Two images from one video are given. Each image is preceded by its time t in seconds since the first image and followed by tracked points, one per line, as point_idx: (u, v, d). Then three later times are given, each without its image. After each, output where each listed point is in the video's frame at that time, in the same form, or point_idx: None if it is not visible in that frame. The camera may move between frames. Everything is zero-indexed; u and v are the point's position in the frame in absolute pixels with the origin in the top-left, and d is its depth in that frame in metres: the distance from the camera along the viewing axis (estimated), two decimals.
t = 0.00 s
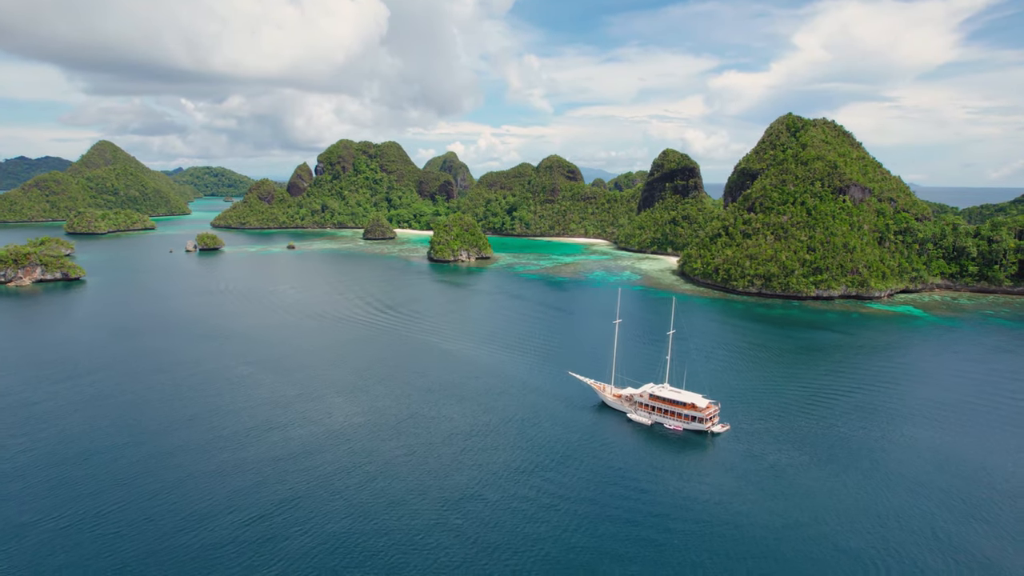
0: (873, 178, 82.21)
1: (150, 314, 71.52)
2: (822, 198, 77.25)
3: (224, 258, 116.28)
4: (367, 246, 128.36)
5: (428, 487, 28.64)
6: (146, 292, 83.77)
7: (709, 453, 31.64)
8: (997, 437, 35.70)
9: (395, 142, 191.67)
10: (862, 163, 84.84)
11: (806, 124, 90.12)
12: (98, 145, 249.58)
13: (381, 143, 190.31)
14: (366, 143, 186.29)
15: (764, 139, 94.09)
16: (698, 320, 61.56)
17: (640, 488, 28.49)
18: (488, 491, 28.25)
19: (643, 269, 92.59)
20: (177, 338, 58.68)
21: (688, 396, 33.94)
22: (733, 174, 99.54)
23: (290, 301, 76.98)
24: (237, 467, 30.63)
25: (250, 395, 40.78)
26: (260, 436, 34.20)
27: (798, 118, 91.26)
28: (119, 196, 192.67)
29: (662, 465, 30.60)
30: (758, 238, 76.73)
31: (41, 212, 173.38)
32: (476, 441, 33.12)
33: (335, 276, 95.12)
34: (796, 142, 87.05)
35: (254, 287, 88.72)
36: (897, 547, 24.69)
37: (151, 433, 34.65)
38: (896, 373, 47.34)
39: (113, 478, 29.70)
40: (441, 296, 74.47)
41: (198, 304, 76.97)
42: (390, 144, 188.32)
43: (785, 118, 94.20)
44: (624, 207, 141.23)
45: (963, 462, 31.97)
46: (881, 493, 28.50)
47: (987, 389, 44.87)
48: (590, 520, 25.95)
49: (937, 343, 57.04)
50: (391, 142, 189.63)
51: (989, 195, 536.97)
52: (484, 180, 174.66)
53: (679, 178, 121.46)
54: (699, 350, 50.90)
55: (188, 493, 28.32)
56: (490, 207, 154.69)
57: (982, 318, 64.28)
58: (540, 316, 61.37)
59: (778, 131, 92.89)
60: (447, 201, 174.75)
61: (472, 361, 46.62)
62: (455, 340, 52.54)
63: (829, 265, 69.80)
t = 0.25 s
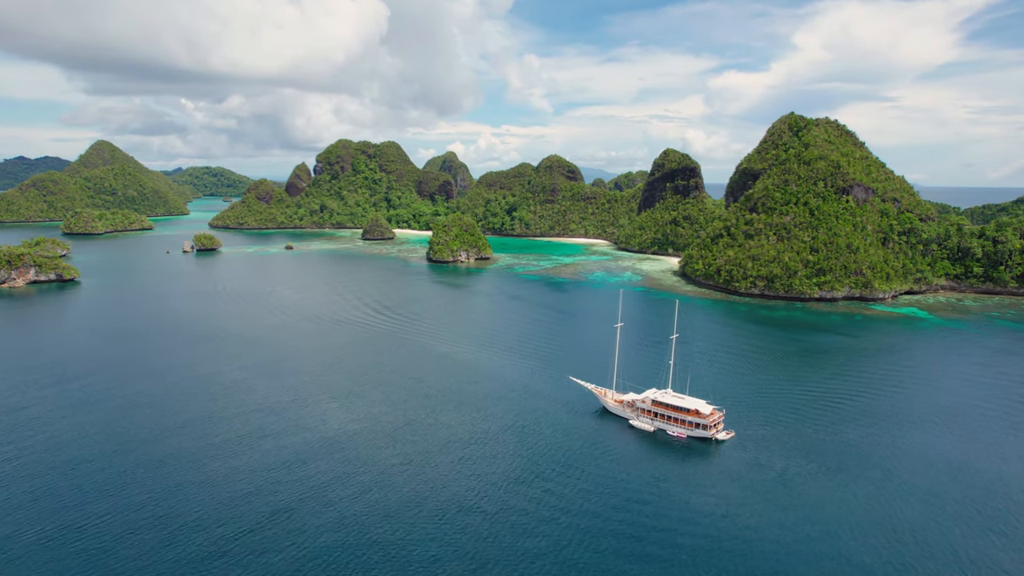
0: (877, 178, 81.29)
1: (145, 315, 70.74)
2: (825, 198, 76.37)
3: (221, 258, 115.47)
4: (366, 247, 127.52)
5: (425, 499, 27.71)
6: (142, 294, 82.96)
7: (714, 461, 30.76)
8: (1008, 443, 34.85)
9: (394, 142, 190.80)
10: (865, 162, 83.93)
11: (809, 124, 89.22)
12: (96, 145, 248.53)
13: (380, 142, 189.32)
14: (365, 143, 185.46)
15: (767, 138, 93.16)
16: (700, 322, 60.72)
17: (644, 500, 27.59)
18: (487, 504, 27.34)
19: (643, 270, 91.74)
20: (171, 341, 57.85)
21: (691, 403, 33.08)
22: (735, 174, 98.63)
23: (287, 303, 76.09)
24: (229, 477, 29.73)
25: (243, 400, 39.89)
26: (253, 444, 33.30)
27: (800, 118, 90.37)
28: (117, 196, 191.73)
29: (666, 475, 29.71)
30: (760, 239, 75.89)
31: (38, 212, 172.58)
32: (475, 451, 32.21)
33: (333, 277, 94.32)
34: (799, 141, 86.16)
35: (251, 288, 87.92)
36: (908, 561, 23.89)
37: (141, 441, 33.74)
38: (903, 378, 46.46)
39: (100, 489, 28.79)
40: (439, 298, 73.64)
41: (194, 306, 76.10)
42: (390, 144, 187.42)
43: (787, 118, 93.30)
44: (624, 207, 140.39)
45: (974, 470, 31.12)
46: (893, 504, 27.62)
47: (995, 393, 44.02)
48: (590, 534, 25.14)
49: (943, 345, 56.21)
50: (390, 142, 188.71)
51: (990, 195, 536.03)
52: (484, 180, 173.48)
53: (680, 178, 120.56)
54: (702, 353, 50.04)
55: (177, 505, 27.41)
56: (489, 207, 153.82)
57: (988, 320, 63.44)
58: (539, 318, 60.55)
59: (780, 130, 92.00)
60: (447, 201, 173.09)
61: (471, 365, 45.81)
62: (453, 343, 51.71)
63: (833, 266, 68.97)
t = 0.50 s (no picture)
0: (880, 178, 80.36)
1: (139, 317, 69.90)
2: (828, 198, 75.44)
3: (219, 259, 114.65)
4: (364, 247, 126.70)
5: (420, 510, 26.87)
6: (137, 295, 82.19)
7: (718, 470, 29.83)
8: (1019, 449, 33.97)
9: (393, 141, 189.86)
10: (869, 162, 83.00)
11: (811, 123, 88.32)
12: (95, 145, 247.37)
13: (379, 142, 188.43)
14: (364, 143, 184.63)
15: (769, 138, 92.27)
16: (701, 324, 59.86)
17: (646, 512, 26.63)
18: (485, 515, 26.41)
19: (644, 271, 90.87)
20: (164, 343, 56.96)
21: (695, 409, 32.16)
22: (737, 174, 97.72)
23: (283, 304, 75.18)
24: (217, 487, 28.76)
25: (235, 405, 38.99)
26: (244, 451, 32.39)
27: (802, 117, 89.48)
28: (115, 196, 190.67)
29: (669, 484, 28.81)
30: (762, 239, 75.01)
31: (35, 212, 171.65)
32: (472, 459, 31.25)
33: (330, 278, 93.51)
34: (801, 141, 85.26)
35: (248, 289, 87.09)
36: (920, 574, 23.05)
37: (128, 447, 32.83)
38: (909, 381, 45.59)
39: (84, 500, 27.91)
40: (438, 299, 72.78)
41: (189, 307, 75.20)
42: (389, 143, 186.54)
43: (789, 117, 92.40)
44: (624, 207, 139.53)
45: (986, 478, 30.22)
46: (905, 515, 26.69)
47: (1004, 397, 43.16)
48: (590, 547, 24.30)
49: (949, 347, 55.34)
50: (389, 141, 187.83)
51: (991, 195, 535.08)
52: (483, 181, 172.38)
53: (681, 178, 119.58)
54: (704, 356, 49.12)
55: (163, 516, 26.46)
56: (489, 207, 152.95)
57: (994, 322, 62.55)
58: (539, 320, 59.68)
59: (782, 130, 91.11)
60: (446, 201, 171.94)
61: (468, 369, 44.95)
62: (451, 346, 50.86)
63: (836, 267, 68.11)
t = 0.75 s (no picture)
0: (884, 177, 79.47)
1: (134, 319, 69.12)
2: (831, 198, 74.58)
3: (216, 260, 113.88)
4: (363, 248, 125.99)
5: (415, 522, 26.08)
6: (133, 296, 81.46)
7: (723, 479, 28.96)
8: None
9: (392, 141, 189.06)
10: (872, 162, 82.11)
11: (814, 122, 87.43)
12: (94, 145, 246.82)
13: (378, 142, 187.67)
14: (363, 143, 183.86)
15: (771, 138, 91.41)
16: (703, 326, 59.04)
17: (649, 524, 25.79)
18: (481, 528, 25.57)
19: (645, 272, 90.04)
20: (158, 346, 56.18)
21: (699, 416, 31.28)
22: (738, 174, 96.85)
23: (280, 306, 74.32)
24: (206, 498, 27.95)
25: (228, 411, 38.12)
26: (236, 459, 31.58)
27: (804, 116, 88.60)
28: (113, 196, 189.67)
29: (672, 494, 27.94)
30: (765, 240, 74.18)
31: (32, 212, 170.91)
32: (469, 467, 30.44)
33: (328, 279, 92.75)
34: (804, 140, 84.40)
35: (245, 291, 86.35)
36: None
37: (117, 457, 31.97)
38: (916, 385, 44.74)
39: (68, 514, 27.05)
40: (436, 301, 71.96)
41: (186, 309, 74.47)
42: (388, 143, 185.75)
43: (791, 117, 91.52)
44: (624, 207, 138.71)
45: (998, 487, 29.34)
46: (917, 527, 25.82)
47: (1012, 402, 42.30)
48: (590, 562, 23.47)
49: (955, 350, 54.46)
50: (388, 141, 186.99)
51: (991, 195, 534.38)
52: (483, 180, 171.65)
53: (682, 177, 118.75)
54: (707, 359, 48.28)
55: (150, 530, 25.62)
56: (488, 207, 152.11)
57: (1001, 324, 61.68)
58: (538, 322, 58.84)
59: (784, 129, 90.25)
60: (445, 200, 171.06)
61: (466, 373, 44.12)
62: (449, 349, 50.04)
63: (840, 268, 67.28)
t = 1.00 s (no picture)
0: (887, 177, 78.57)
1: (128, 320, 68.33)
2: (834, 198, 73.74)
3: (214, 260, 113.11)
4: (361, 248, 125.17)
5: (409, 532, 25.24)
6: (129, 297, 80.64)
7: (728, 488, 28.08)
8: None
9: (391, 141, 188.17)
10: (876, 161, 81.19)
11: (816, 122, 86.54)
12: (92, 145, 245.78)
13: (377, 142, 186.84)
14: (362, 143, 183.04)
15: (773, 137, 90.57)
16: (705, 327, 58.20)
17: (651, 533, 24.93)
18: (479, 538, 24.76)
19: (645, 273, 89.18)
20: (151, 347, 55.41)
21: (703, 422, 30.46)
22: (740, 173, 95.98)
23: (277, 308, 73.44)
24: (195, 505, 27.19)
25: (220, 416, 37.24)
26: (227, 465, 30.78)
27: (807, 115, 87.72)
28: (111, 196, 188.82)
29: (676, 503, 27.08)
30: (767, 240, 73.35)
31: (30, 213, 170.33)
32: (466, 474, 29.61)
33: (326, 280, 91.93)
34: (806, 140, 83.52)
35: (242, 291, 85.58)
36: None
37: (104, 464, 31.10)
38: (923, 388, 43.90)
39: (53, 524, 26.18)
40: (435, 302, 71.15)
41: (181, 310, 73.68)
42: (387, 143, 184.92)
43: (793, 115, 90.64)
44: (625, 207, 137.87)
45: (1012, 496, 28.43)
46: (929, 539, 24.95)
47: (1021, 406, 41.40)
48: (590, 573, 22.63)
49: (962, 351, 53.56)
50: (387, 141, 186.15)
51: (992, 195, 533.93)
52: (482, 180, 170.89)
53: (682, 177, 117.88)
54: (710, 362, 47.42)
55: (136, 541, 24.86)
56: (488, 207, 151.21)
57: (1007, 325, 60.82)
58: (538, 324, 58.00)
59: (786, 128, 89.40)
60: (445, 200, 170.23)
61: (464, 376, 43.24)
62: (446, 352, 49.24)
63: (843, 269, 66.47)
